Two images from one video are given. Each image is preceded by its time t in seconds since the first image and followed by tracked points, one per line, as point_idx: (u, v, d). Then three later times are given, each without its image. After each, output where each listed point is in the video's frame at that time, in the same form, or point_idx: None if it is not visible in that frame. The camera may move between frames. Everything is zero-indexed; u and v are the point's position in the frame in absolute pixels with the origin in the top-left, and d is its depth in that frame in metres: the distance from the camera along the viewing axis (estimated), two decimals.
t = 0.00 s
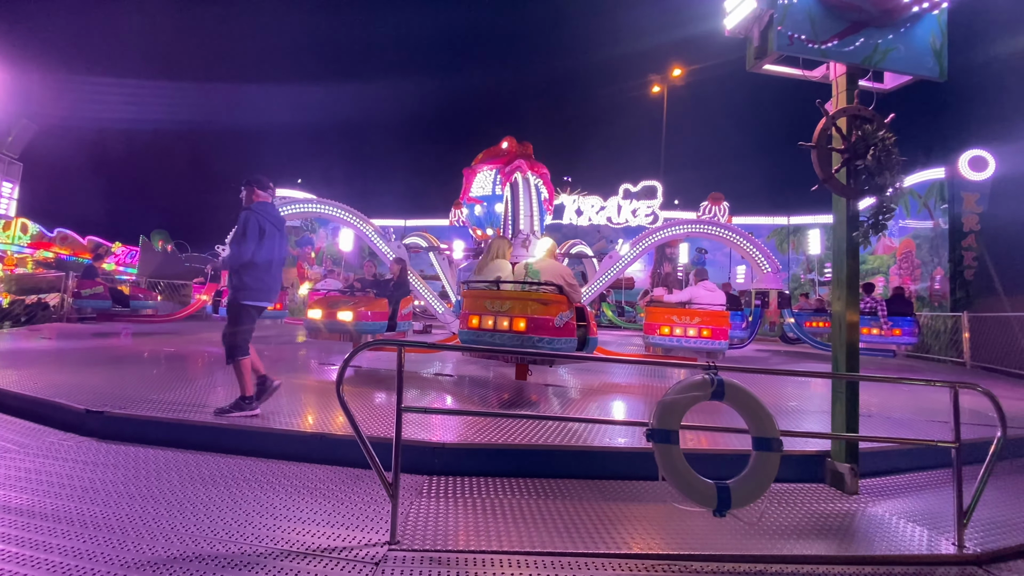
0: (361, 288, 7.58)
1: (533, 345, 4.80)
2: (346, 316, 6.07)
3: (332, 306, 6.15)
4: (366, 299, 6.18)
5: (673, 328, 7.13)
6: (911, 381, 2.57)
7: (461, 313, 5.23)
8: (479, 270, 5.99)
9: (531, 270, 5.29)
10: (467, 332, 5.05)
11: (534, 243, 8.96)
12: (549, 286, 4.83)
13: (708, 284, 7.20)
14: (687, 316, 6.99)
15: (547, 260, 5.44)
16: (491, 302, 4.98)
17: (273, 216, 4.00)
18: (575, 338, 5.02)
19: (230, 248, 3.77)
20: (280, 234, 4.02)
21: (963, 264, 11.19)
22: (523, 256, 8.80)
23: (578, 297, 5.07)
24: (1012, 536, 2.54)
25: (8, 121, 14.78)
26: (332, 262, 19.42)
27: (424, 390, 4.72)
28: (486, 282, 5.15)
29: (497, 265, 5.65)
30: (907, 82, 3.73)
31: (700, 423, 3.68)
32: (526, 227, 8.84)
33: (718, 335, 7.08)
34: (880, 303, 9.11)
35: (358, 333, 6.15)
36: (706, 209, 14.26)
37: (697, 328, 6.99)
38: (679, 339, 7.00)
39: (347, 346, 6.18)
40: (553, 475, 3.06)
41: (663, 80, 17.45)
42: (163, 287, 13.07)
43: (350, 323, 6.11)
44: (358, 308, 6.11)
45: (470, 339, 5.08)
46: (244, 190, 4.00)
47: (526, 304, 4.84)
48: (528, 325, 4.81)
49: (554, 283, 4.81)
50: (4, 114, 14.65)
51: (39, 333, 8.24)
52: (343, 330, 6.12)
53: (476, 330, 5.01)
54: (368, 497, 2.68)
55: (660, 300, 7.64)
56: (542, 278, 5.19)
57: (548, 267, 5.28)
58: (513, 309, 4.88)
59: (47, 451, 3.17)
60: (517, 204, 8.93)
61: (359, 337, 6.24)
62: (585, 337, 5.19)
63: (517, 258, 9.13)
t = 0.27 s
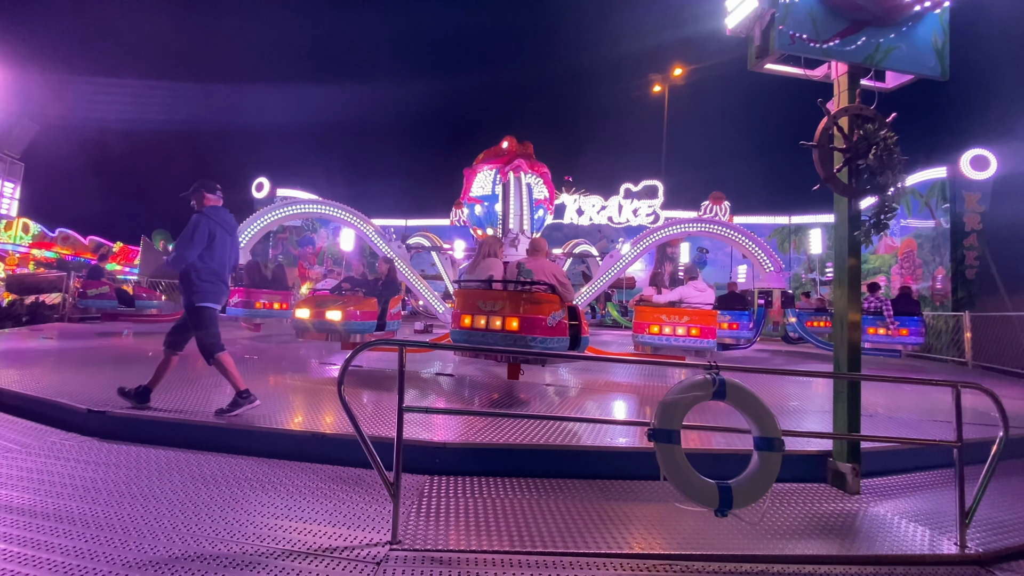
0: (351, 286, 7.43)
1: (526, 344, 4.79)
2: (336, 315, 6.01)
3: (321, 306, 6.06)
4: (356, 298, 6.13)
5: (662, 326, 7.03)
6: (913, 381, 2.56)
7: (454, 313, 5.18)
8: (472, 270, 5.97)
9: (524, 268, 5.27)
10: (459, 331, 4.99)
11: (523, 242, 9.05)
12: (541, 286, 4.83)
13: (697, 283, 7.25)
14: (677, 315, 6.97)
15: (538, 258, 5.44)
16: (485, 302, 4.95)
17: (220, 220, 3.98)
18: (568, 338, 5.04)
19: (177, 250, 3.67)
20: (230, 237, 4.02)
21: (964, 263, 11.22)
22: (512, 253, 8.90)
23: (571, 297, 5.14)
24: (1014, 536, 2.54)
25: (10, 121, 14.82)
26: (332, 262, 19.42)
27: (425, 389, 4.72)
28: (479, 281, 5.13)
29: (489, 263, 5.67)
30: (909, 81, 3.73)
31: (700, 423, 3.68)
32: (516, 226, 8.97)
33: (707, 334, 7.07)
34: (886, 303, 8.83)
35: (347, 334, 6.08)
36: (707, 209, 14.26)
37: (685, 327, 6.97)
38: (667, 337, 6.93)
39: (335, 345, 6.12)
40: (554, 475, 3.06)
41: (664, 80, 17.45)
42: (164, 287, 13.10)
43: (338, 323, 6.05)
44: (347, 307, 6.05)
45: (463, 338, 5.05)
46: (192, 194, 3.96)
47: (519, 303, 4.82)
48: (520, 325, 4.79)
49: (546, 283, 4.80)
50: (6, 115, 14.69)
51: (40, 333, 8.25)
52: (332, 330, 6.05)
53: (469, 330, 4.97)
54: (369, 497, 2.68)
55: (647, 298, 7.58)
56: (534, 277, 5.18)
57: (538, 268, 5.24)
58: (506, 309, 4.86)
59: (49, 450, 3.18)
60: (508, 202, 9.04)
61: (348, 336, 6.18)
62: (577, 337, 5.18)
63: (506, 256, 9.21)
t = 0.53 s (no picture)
0: (335, 284, 7.28)
1: (514, 343, 4.77)
2: (322, 314, 5.96)
3: (306, 306, 6.01)
4: (341, 298, 6.10)
5: (649, 325, 7.01)
6: (914, 380, 2.55)
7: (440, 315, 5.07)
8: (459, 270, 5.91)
9: (513, 268, 5.34)
10: (446, 330, 4.89)
11: (508, 241, 8.92)
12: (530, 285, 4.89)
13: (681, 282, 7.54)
14: (663, 313, 6.94)
15: (525, 257, 5.51)
16: (472, 301, 4.91)
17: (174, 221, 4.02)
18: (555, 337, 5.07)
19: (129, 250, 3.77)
20: (184, 238, 4.05)
21: (965, 262, 11.25)
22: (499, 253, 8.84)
23: (559, 296, 5.29)
24: (1015, 535, 2.53)
25: (10, 121, 14.84)
26: (333, 262, 19.41)
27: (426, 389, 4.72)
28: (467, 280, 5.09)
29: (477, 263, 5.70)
30: (909, 80, 3.73)
31: (700, 423, 3.67)
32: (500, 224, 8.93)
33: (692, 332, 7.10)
34: (892, 302, 8.82)
35: (333, 333, 6.01)
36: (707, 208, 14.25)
37: (671, 325, 6.97)
38: (655, 336, 6.89)
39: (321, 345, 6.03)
40: (555, 474, 3.06)
41: (664, 79, 17.42)
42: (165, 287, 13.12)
43: (325, 323, 5.98)
44: (333, 306, 6.01)
45: (450, 338, 4.98)
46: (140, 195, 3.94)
47: (507, 303, 4.81)
48: (509, 324, 4.77)
49: (534, 283, 4.84)
50: (7, 115, 14.71)
51: (42, 334, 8.26)
52: (317, 330, 5.98)
53: (457, 330, 4.90)
54: (370, 497, 2.68)
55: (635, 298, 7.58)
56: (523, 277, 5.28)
57: (527, 266, 5.35)
58: (494, 308, 4.84)
59: (51, 450, 3.18)
60: (496, 200, 9.04)
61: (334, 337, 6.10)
62: (565, 336, 5.22)
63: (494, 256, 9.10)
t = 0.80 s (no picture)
0: (319, 283, 7.23)
1: (497, 342, 4.83)
2: (305, 314, 5.94)
3: (289, 306, 5.99)
4: (324, 297, 6.09)
5: (633, 323, 7.07)
6: (914, 378, 2.54)
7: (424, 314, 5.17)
8: (443, 268, 5.86)
9: (495, 267, 5.31)
10: (429, 330, 4.97)
11: (491, 240, 8.81)
12: (513, 283, 4.92)
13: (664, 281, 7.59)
14: (646, 312, 6.98)
15: (508, 256, 5.46)
16: (455, 300, 4.95)
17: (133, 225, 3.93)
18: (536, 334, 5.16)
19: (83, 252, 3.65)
20: (138, 242, 3.94)
21: (965, 261, 11.25)
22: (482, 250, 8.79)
23: (544, 294, 5.20)
24: (1015, 533, 2.53)
25: (10, 123, 14.84)
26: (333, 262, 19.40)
27: (426, 389, 4.73)
28: (450, 279, 5.10)
29: (461, 261, 5.62)
30: (909, 78, 3.72)
31: (700, 422, 3.67)
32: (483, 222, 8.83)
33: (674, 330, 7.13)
34: (898, 300, 8.80)
35: (317, 333, 6.00)
36: (707, 207, 14.24)
37: (655, 323, 6.99)
38: (638, 335, 6.96)
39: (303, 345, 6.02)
40: (555, 474, 3.06)
41: (664, 78, 17.41)
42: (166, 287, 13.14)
43: (307, 323, 5.97)
44: (316, 306, 6.00)
45: (433, 337, 5.05)
46: (98, 200, 3.91)
47: (489, 302, 4.84)
48: (492, 323, 4.83)
49: (517, 281, 4.88)
50: (7, 116, 14.71)
51: (43, 335, 8.26)
52: (300, 330, 5.97)
53: (440, 329, 4.97)
54: (371, 497, 2.68)
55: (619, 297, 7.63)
56: (507, 275, 5.22)
57: (512, 264, 5.27)
58: (477, 307, 4.87)
59: (52, 451, 3.19)
60: (484, 200, 9.03)
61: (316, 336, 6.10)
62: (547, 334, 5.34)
63: (478, 255, 9.07)
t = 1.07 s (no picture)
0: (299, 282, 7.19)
1: (477, 341, 4.86)
2: (284, 314, 5.94)
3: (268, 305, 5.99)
4: (304, 297, 6.09)
5: (613, 322, 7.03)
6: (912, 377, 2.54)
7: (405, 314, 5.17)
8: (423, 267, 5.76)
9: (475, 267, 5.30)
10: (410, 330, 4.99)
11: (470, 238, 8.14)
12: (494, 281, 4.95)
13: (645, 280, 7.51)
14: (626, 310, 6.97)
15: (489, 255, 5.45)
16: (435, 300, 4.98)
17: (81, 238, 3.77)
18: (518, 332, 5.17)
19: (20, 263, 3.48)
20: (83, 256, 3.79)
21: (965, 259, 11.23)
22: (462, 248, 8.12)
23: (523, 293, 5.27)
24: (1014, 531, 2.54)
25: (8, 124, 14.81)
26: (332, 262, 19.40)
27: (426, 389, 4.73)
28: (430, 279, 5.12)
29: (441, 261, 5.58)
30: (908, 77, 3.72)
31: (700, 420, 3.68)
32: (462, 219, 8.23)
33: (653, 328, 7.16)
34: (903, 299, 8.78)
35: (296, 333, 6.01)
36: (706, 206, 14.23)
37: (634, 322, 6.98)
38: (618, 333, 6.93)
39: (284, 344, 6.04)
40: (555, 473, 3.06)
41: (663, 77, 17.40)
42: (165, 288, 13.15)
43: (287, 322, 5.98)
44: (296, 306, 6.00)
45: (413, 336, 5.05)
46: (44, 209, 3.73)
47: (470, 301, 4.88)
48: (473, 322, 4.86)
49: (497, 280, 4.89)
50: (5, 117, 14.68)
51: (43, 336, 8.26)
52: (279, 330, 5.97)
53: (420, 329, 4.98)
54: (372, 497, 2.68)
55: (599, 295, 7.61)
56: (486, 274, 5.20)
57: (491, 264, 5.27)
58: (458, 306, 4.91)
59: (52, 452, 3.19)
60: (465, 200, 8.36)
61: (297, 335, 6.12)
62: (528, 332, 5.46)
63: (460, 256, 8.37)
